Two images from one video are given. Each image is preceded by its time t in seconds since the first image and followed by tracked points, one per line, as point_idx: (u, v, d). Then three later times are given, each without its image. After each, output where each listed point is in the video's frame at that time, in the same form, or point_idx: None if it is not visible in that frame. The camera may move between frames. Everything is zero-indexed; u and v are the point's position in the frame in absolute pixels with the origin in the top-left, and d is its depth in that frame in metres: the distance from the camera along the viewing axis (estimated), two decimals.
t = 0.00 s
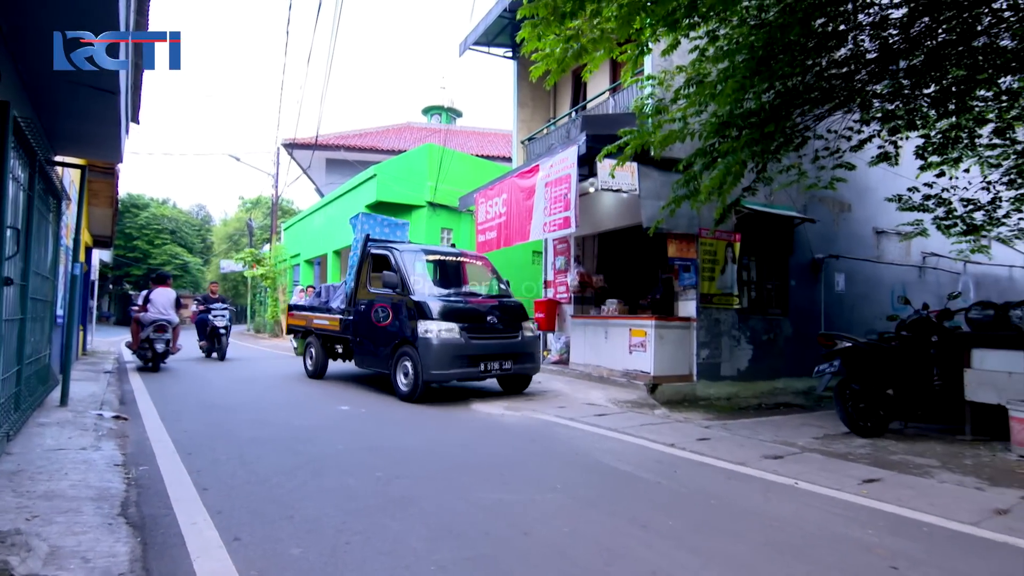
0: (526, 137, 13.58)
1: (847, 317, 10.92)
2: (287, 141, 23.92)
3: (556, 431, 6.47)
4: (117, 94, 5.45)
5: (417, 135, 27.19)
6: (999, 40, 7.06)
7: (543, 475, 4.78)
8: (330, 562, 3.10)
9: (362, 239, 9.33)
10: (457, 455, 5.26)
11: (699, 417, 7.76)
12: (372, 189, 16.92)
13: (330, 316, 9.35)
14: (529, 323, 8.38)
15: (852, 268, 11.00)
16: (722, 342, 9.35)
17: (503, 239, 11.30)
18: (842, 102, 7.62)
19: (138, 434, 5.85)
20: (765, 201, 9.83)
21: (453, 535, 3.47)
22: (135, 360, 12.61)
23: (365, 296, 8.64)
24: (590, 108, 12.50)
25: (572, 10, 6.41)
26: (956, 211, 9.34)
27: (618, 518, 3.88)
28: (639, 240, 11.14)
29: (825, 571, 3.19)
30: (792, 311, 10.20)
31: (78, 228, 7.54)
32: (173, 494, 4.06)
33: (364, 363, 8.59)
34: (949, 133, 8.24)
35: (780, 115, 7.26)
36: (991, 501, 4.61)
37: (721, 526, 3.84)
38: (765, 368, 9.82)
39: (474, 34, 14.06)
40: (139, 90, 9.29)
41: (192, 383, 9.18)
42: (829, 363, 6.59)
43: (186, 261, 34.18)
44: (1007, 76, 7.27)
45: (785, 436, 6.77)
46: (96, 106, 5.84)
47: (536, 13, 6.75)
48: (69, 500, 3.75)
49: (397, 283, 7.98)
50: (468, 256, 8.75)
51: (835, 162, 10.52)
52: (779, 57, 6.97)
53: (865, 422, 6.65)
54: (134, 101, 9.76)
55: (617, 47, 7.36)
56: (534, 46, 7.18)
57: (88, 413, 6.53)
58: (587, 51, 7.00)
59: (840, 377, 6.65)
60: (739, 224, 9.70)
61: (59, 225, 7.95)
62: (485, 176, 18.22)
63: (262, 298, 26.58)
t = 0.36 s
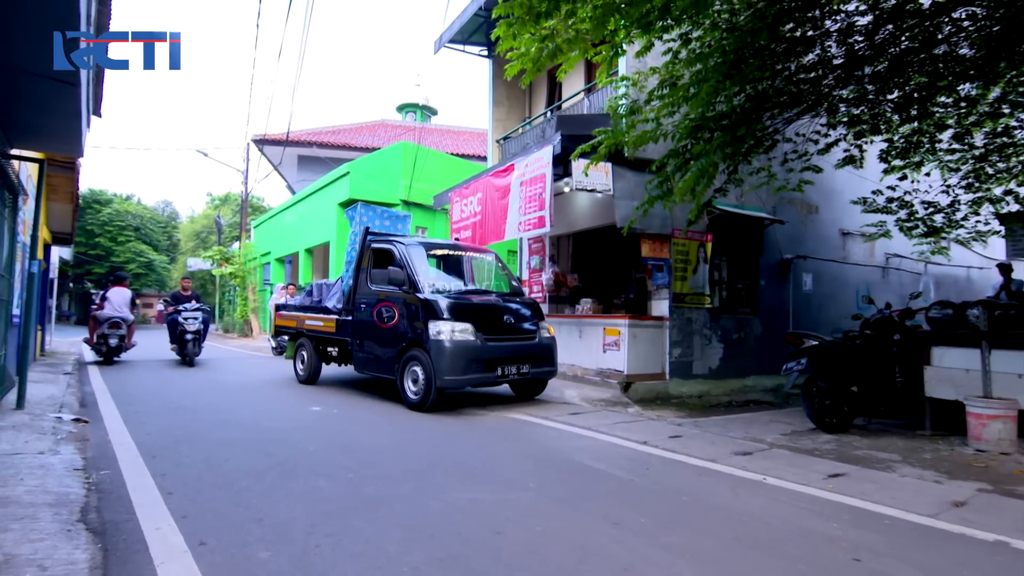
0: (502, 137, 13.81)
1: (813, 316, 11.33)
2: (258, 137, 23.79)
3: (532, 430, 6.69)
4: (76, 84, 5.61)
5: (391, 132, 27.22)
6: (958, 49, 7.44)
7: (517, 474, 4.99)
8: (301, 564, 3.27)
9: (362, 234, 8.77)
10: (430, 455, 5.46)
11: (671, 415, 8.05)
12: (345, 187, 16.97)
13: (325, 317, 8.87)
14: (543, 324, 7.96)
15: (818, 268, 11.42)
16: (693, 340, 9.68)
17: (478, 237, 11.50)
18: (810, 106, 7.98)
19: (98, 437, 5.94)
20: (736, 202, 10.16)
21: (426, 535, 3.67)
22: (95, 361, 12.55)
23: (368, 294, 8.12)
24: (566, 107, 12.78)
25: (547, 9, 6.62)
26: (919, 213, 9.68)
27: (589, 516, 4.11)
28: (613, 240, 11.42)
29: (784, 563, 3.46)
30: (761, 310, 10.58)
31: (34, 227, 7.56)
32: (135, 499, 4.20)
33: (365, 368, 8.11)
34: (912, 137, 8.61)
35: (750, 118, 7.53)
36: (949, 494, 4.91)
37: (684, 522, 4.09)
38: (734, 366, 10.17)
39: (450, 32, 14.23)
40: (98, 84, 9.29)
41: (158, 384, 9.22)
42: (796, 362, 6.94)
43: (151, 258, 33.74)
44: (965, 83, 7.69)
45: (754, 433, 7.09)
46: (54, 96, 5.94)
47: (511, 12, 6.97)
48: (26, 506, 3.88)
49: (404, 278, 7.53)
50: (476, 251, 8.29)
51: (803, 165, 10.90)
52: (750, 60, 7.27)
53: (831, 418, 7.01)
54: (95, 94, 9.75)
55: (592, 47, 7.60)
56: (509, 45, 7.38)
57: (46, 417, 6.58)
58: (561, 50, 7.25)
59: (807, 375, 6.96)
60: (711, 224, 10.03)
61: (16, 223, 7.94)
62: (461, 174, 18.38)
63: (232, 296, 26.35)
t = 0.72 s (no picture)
0: (475, 135, 13.84)
1: (780, 314, 11.59)
2: (225, 131, 23.43)
3: (505, 428, 6.75)
4: (32, 75, 5.52)
5: (363, 128, 27.04)
6: (917, 56, 7.69)
7: (490, 473, 5.04)
8: (268, 567, 3.28)
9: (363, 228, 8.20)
10: (400, 455, 5.49)
11: (642, 412, 8.19)
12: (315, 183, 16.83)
13: (323, 317, 8.31)
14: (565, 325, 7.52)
15: (785, 268, 11.70)
16: (665, 339, 9.85)
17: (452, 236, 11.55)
18: (777, 109, 8.15)
19: (55, 440, 5.85)
20: (706, 202, 10.36)
21: (396, 536, 3.70)
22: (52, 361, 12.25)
23: (371, 291, 7.56)
24: (539, 107, 12.88)
25: (520, 8, 6.69)
26: (881, 215, 9.94)
27: (561, 514, 4.18)
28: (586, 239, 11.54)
29: (749, 556, 3.57)
30: (731, 309, 10.80)
31: None
32: (94, 504, 4.15)
33: (367, 372, 7.53)
34: (874, 142, 8.84)
35: (720, 120, 7.69)
36: (908, 486, 5.10)
37: (653, 518, 4.18)
38: (704, 364, 10.37)
39: (423, 29, 14.23)
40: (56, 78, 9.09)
41: (119, 385, 9.07)
42: (763, 359, 7.12)
43: (112, 256, 32.96)
44: (924, 89, 7.93)
45: (722, 429, 7.25)
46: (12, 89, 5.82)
47: (484, 10, 7.01)
48: None
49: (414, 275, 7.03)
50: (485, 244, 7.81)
51: (771, 167, 11.15)
52: (719, 64, 7.43)
53: (796, 414, 7.21)
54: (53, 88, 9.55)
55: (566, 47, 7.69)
56: (482, 42, 7.45)
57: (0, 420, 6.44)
58: (535, 49, 7.25)
59: (774, 372, 7.14)
60: (682, 225, 10.21)
61: None
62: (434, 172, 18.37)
63: (197, 294, 25.90)
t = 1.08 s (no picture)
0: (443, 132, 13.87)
1: (742, 313, 11.88)
2: (183, 125, 22.92)
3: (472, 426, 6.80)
4: None
5: (329, 123, 26.75)
6: (872, 64, 7.97)
7: (456, 472, 5.09)
8: (226, 572, 3.27)
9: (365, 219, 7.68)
10: (365, 456, 5.50)
11: (607, 410, 8.32)
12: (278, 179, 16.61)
13: (317, 317, 7.75)
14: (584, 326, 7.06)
15: (747, 268, 11.99)
16: (631, 336, 10.02)
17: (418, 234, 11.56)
18: (740, 112, 8.34)
19: None
20: (671, 202, 10.57)
21: (359, 538, 3.71)
22: None
23: (373, 288, 7.02)
24: (507, 105, 12.97)
25: (488, 5, 6.71)
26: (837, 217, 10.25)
27: (526, 513, 4.25)
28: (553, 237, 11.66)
29: (706, 550, 3.68)
30: (695, 307, 11.02)
31: None
32: (43, 512, 4.07)
33: (369, 376, 6.99)
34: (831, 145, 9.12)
35: (684, 123, 7.91)
36: (860, 478, 5.31)
37: (615, 514, 4.28)
38: (669, 361, 10.57)
39: (389, 24, 14.16)
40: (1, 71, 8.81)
41: (71, 387, 8.85)
42: (725, 356, 7.32)
43: (61, 252, 31.94)
44: (878, 96, 8.22)
45: (685, 426, 7.42)
46: None
47: (450, 7, 7.00)
48: None
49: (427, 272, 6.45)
50: (493, 239, 7.36)
51: (733, 168, 11.42)
52: (685, 67, 7.61)
53: (757, 410, 7.42)
54: None
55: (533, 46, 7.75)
56: (448, 38, 7.47)
57: None
58: (502, 47, 7.29)
59: (736, 369, 7.36)
60: (648, 224, 10.39)
61: None
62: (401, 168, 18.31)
63: (153, 292, 25.25)
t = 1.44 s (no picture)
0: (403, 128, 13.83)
1: (698, 310, 12.18)
2: (128, 115, 22.17)
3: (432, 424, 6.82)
4: None
5: (285, 116, 26.29)
6: (821, 71, 8.28)
7: (415, 471, 5.11)
8: None
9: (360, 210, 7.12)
10: (320, 457, 5.47)
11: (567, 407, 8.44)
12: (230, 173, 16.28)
13: (303, 315, 7.18)
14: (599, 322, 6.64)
15: (703, 267, 12.29)
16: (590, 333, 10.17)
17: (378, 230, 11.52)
18: (696, 114, 8.53)
19: None
20: (631, 202, 10.79)
21: (313, 541, 3.70)
22: None
23: (371, 285, 6.42)
24: (469, 101, 13.01)
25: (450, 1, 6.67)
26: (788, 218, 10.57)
27: (484, 511, 4.29)
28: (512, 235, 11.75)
29: (658, 544, 3.78)
30: (653, 305, 11.27)
31: None
32: None
33: (368, 382, 6.41)
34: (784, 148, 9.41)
35: (643, 123, 8.11)
36: (808, 470, 5.52)
37: (571, 510, 4.36)
38: (628, 358, 10.77)
39: (348, 16, 14.04)
40: None
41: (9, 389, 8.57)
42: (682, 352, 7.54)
43: None
44: (827, 102, 8.53)
45: (642, 422, 7.58)
46: None
47: None
48: None
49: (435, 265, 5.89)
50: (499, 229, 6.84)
51: (691, 169, 11.70)
52: (643, 67, 7.76)
53: (712, 405, 7.64)
54: None
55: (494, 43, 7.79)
56: (408, 32, 7.40)
57: None
58: (463, 42, 7.33)
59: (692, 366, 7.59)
60: (608, 223, 10.56)
61: None
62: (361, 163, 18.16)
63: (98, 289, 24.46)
